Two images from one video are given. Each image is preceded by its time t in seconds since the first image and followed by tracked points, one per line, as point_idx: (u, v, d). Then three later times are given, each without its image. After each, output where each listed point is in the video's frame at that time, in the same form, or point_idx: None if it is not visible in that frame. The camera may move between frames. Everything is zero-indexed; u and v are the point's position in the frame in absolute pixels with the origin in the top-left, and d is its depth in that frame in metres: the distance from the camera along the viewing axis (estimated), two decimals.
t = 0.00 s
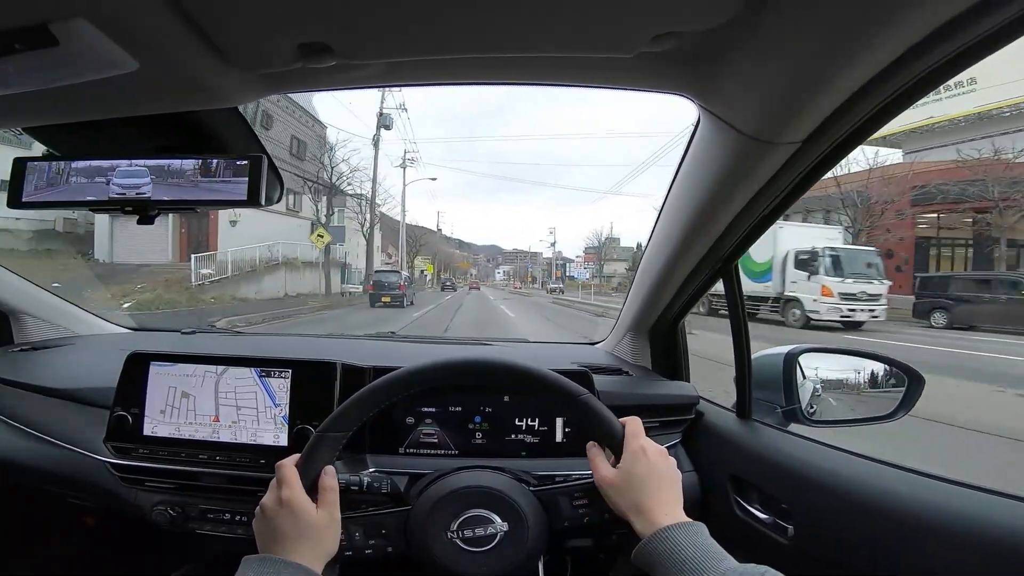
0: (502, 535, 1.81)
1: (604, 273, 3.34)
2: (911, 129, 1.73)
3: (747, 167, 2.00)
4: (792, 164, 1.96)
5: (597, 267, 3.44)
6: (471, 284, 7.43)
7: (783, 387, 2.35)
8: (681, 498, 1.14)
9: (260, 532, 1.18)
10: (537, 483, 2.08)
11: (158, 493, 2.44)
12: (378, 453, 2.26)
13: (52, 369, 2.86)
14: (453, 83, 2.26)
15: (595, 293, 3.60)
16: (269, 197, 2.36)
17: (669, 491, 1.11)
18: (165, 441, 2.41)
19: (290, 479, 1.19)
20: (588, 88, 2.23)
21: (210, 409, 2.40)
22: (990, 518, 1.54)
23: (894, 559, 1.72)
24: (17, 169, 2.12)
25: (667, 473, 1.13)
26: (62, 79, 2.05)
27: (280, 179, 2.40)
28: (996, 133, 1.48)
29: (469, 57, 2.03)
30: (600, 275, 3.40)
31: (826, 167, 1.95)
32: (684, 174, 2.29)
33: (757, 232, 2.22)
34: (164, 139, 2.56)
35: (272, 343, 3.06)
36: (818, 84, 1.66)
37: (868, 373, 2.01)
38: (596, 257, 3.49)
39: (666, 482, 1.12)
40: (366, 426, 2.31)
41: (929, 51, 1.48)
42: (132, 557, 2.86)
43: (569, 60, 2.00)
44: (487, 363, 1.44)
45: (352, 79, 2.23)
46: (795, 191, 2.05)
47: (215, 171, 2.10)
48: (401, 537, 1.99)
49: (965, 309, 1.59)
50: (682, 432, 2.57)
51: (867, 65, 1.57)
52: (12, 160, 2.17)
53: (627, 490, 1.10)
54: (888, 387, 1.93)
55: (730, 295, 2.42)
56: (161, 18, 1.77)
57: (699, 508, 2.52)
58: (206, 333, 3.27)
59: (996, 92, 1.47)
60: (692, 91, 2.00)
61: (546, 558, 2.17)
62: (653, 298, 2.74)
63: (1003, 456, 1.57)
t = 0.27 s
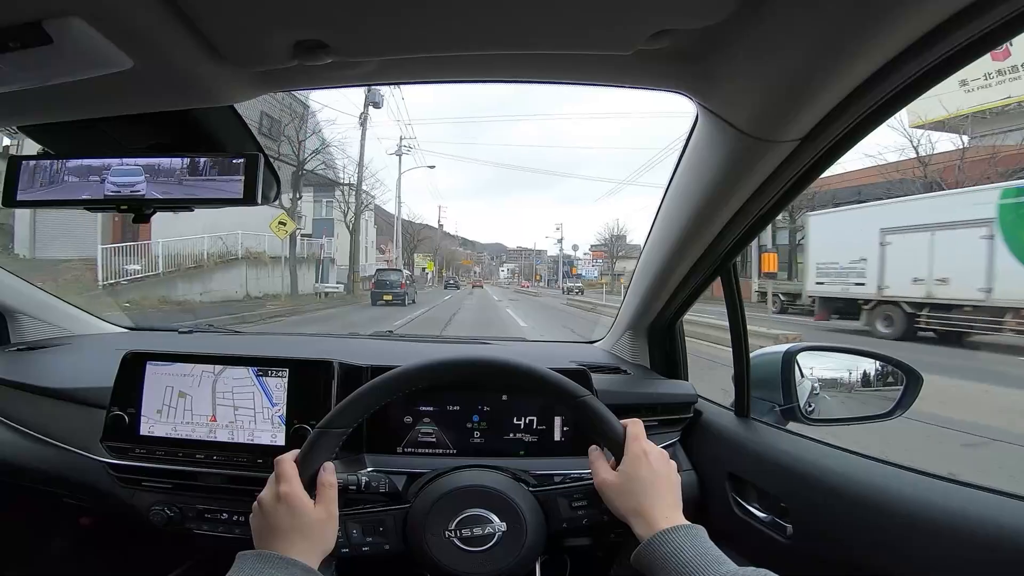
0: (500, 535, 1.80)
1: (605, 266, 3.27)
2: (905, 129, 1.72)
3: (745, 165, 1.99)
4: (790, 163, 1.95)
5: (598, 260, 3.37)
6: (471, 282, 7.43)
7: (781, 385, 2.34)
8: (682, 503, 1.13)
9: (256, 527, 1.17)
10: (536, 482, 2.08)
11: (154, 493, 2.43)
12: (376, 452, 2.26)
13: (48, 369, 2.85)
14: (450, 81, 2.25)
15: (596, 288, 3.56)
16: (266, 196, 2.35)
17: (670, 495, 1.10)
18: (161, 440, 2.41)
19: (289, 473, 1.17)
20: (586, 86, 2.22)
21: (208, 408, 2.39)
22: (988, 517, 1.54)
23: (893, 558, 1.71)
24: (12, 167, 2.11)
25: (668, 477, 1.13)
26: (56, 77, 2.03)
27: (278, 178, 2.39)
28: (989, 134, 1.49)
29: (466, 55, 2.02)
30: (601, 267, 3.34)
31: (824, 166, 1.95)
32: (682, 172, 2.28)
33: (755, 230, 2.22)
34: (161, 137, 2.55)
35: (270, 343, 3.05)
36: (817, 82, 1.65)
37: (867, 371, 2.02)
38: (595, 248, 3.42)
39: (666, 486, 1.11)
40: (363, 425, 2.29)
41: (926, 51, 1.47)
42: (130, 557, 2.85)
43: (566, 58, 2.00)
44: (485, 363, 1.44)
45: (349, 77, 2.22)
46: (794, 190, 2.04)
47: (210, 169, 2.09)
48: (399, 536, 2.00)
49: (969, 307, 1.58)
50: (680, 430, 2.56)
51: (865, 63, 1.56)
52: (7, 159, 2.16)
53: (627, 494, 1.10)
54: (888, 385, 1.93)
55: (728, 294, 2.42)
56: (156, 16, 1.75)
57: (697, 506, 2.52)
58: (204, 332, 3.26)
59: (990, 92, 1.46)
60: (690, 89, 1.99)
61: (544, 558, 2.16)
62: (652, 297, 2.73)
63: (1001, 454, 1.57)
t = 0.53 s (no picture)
0: (500, 532, 1.80)
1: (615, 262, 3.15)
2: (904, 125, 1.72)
3: (746, 160, 1.97)
4: (791, 157, 1.93)
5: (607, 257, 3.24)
6: (475, 279, 7.41)
7: (783, 382, 2.32)
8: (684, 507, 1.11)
9: (254, 520, 1.14)
10: (539, 480, 2.06)
11: (154, 490, 2.43)
12: (376, 449, 2.25)
13: (49, 367, 2.85)
14: (448, 75, 2.24)
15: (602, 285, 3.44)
16: (265, 193, 2.34)
17: (671, 498, 1.09)
18: (161, 437, 2.40)
19: (289, 466, 1.15)
20: (585, 81, 2.21)
21: (207, 406, 2.38)
22: (991, 514, 1.52)
23: (896, 556, 1.70)
24: (10, 164, 2.11)
25: (671, 480, 1.11)
26: (53, 74, 2.02)
27: (276, 174, 2.38)
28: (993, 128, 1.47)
29: (464, 49, 2.00)
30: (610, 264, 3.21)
31: (826, 160, 1.93)
32: (682, 167, 2.26)
33: (756, 226, 2.20)
34: (159, 134, 2.54)
35: (270, 340, 3.04)
36: (818, 75, 1.63)
37: (871, 369, 1.99)
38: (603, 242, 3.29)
39: (669, 489, 1.10)
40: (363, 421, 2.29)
41: (928, 44, 1.46)
42: (133, 554, 2.86)
43: (565, 52, 1.98)
44: (482, 359, 1.43)
45: (346, 72, 2.21)
46: (795, 184, 2.02)
47: (208, 166, 2.08)
48: (398, 531, 2.00)
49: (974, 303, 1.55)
50: (682, 427, 2.55)
51: (866, 55, 1.54)
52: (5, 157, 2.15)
53: (628, 495, 1.09)
54: (890, 381, 1.91)
55: (729, 290, 2.40)
56: (151, 12, 1.74)
57: (698, 504, 2.51)
58: (205, 330, 3.26)
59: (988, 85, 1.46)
60: (689, 83, 1.97)
61: (544, 556, 2.15)
62: (654, 293, 2.71)
63: (1004, 451, 1.55)
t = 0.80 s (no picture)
0: (498, 531, 1.79)
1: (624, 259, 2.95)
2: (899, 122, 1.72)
3: (745, 156, 1.96)
4: (791, 152, 1.92)
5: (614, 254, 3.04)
6: (478, 276, 7.39)
7: (783, 379, 2.31)
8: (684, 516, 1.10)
9: (253, 511, 1.13)
10: (538, 480, 2.06)
11: (155, 488, 2.44)
12: (375, 446, 2.24)
13: (50, 366, 2.85)
14: (446, 72, 2.22)
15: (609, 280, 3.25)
16: (263, 191, 2.33)
17: (670, 504, 1.08)
18: (160, 436, 2.41)
19: (290, 457, 1.14)
20: (583, 77, 2.19)
21: (207, 404, 2.38)
22: (992, 512, 1.51)
23: (896, 554, 1.69)
24: (7, 163, 2.10)
25: (672, 486, 1.10)
26: (49, 73, 2.02)
27: (274, 172, 2.38)
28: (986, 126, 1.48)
29: (460, 46, 1.99)
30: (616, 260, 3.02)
31: (825, 156, 1.92)
32: (681, 163, 2.25)
33: (755, 222, 2.19)
34: (157, 132, 2.53)
35: (271, 338, 3.04)
36: (816, 70, 1.62)
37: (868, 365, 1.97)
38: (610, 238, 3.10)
39: (670, 495, 1.09)
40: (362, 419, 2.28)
41: (928, 37, 1.44)
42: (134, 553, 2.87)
43: (562, 48, 1.96)
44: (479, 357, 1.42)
45: (343, 69, 2.20)
46: (794, 180, 2.01)
47: (205, 164, 2.07)
48: (395, 527, 2.01)
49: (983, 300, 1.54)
50: (682, 424, 2.54)
51: (865, 50, 1.53)
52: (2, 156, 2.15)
53: (627, 499, 1.08)
54: (889, 379, 1.90)
55: (729, 286, 2.39)
56: (146, 10, 1.73)
57: (698, 502, 2.50)
58: (205, 328, 3.26)
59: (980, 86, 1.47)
60: (687, 79, 1.96)
61: (543, 554, 2.15)
62: (653, 290, 2.70)
63: (1003, 448, 1.54)
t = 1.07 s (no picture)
0: (499, 530, 1.80)
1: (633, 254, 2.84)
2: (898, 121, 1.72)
3: (745, 154, 1.96)
4: (790, 151, 1.92)
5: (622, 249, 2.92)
6: (480, 275, 7.39)
7: (782, 377, 2.32)
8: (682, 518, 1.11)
9: (253, 505, 1.13)
10: (540, 479, 2.07)
11: (157, 488, 2.45)
12: (376, 445, 2.25)
13: (51, 366, 2.86)
14: (446, 71, 2.22)
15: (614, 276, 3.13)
16: (264, 190, 2.34)
17: (669, 508, 1.08)
18: (161, 435, 2.41)
19: (293, 453, 1.14)
20: (582, 76, 2.19)
21: (208, 404, 2.38)
22: (991, 509, 1.52)
23: (896, 551, 1.70)
24: (8, 163, 2.10)
25: (672, 488, 1.11)
26: (48, 73, 2.02)
27: (275, 172, 2.38)
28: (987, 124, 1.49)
29: (460, 45, 1.99)
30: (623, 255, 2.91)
31: (826, 154, 1.92)
32: (681, 162, 2.25)
33: (755, 220, 2.19)
34: (156, 132, 2.53)
35: (272, 337, 3.05)
36: (816, 69, 1.62)
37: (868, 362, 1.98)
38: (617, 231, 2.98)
39: (669, 497, 1.10)
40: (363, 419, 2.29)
41: (927, 35, 1.45)
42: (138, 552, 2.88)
43: (562, 47, 1.96)
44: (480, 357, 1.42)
45: (343, 69, 2.20)
46: (794, 178, 2.02)
47: (206, 164, 2.07)
48: (396, 524, 2.03)
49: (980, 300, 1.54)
50: (682, 423, 2.54)
51: (865, 49, 1.53)
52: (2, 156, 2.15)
53: (627, 498, 1.09)
54: (888, 377, 1.90)
55: (729, 284, 2.40)
56: (145, 10, 1.73)
57: (699, 500, 2.51)
58: (206, 328, 3.27)
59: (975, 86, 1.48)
60: (687, 78, 1.96)
61: (545, 552, 2.16)
62: (653, 288, 2.70)
63: (1003, 446, 1.55)
